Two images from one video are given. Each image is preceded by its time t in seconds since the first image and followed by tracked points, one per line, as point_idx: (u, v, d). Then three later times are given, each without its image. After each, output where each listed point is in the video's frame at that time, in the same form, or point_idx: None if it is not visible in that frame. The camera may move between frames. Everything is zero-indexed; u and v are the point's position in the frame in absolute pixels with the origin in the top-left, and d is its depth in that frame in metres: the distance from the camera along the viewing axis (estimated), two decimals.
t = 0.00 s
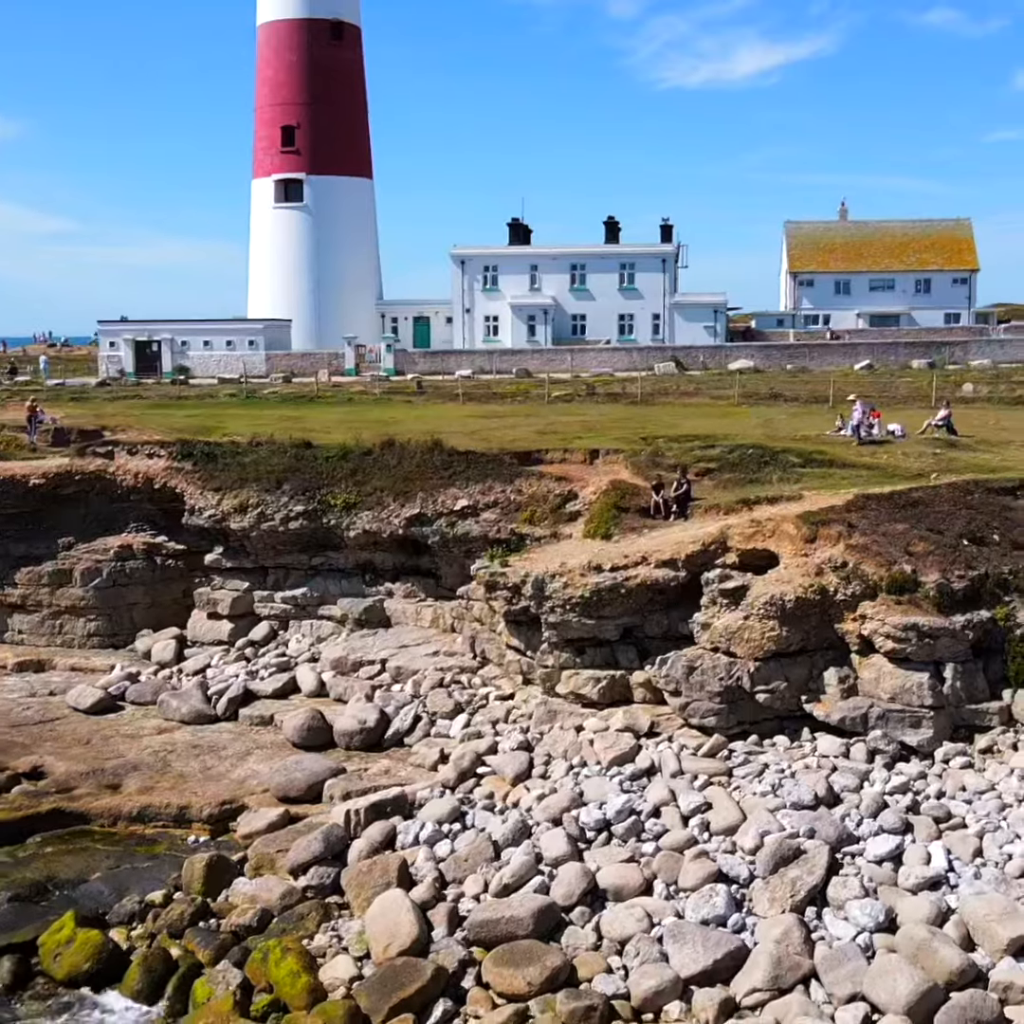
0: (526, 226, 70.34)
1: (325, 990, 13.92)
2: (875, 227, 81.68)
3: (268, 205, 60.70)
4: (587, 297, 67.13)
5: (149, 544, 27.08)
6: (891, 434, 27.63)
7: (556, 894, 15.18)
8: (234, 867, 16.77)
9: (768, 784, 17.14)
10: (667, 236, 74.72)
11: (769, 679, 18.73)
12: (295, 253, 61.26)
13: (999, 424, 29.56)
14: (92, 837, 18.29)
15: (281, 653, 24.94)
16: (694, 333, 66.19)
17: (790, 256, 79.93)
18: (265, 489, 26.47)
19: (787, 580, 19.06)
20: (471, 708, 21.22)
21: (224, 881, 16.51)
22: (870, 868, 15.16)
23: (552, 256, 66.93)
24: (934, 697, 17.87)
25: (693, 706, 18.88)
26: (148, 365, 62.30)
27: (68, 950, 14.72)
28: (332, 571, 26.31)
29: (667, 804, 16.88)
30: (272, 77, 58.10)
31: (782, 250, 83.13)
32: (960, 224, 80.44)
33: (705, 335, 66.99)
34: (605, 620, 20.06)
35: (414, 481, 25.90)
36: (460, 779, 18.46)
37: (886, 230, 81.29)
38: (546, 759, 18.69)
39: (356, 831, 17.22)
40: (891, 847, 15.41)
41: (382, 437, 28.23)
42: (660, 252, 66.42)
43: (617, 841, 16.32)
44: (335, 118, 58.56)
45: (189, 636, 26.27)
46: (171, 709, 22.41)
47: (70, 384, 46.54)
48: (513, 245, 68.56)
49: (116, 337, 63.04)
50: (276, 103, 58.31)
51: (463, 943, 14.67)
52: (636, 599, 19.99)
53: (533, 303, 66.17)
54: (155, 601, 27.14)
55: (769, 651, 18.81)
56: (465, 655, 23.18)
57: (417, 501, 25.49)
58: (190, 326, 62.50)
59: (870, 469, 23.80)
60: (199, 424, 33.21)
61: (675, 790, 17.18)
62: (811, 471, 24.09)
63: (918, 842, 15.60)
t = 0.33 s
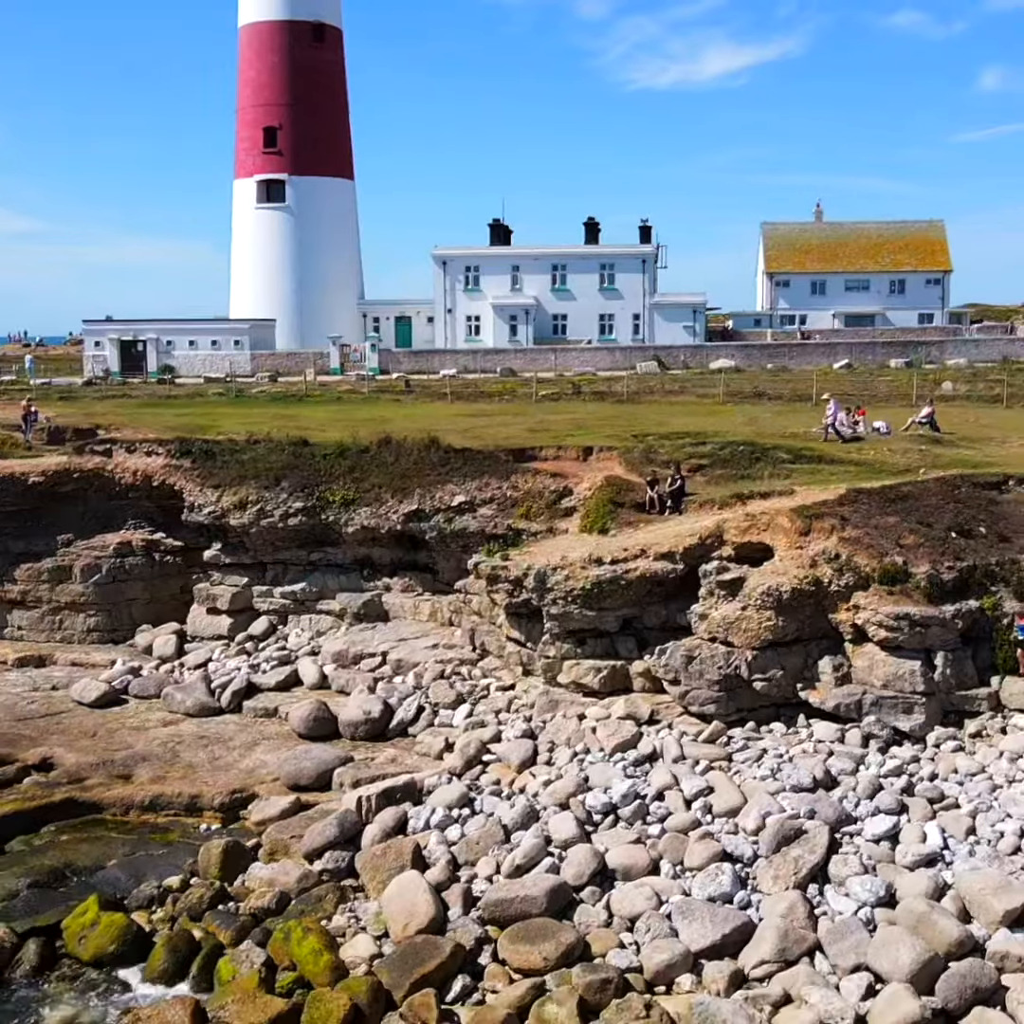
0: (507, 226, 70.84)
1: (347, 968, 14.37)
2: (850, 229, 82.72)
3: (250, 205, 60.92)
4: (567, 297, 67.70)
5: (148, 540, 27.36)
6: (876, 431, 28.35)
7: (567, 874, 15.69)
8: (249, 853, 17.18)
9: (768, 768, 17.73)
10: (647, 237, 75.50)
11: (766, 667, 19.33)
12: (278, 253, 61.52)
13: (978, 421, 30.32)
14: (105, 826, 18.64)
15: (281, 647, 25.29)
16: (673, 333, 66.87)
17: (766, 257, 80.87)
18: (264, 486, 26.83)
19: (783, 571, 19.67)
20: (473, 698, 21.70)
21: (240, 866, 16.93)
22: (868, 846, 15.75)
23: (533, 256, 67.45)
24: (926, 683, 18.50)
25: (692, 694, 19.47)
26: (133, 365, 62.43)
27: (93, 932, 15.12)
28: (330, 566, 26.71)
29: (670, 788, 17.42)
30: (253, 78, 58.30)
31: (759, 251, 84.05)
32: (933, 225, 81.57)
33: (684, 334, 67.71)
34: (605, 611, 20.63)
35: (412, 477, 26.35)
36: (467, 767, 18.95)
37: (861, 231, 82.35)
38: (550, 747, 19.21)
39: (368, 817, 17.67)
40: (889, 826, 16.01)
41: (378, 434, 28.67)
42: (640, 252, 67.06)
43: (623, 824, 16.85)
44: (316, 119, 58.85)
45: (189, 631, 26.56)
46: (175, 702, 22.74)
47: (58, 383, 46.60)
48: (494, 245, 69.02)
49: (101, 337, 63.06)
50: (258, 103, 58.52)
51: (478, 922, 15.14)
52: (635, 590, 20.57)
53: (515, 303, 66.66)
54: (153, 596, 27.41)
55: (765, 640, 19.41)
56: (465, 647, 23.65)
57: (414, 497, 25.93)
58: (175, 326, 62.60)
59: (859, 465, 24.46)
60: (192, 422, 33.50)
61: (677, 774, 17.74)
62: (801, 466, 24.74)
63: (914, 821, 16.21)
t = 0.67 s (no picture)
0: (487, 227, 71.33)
1: (366, 946, 14.83)
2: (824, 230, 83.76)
3: (232, 206, 61.12)
4: (548, 297, 68.24)
5: (147, 537, 27.66)
6: (861, 429, 29.09)
7: (575, 855, 16.22)
8: (262, 839, 17.62)
9: (765, 753, 18.34)
10: (626, 238, 76.29)
11: (762, 655, 19.94)
12: (260, 253, 61.74)
13: (958, 419, 31.09)
14: (117, 814, 18.99)
15: (280, 641, 25.67)
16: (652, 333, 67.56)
17: (742, 258, 81.79)
18: (263, 483, 27.21)
19: (777, 563, 20.30)
20: (473, 688, 22.18)
21: (254, 851, 17.36)
22: (865, 826, 16.36)
23: (514, 257, 67.95)
24: (916, 670, 19.17)
25: (690, 682, 20.06)
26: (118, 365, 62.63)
27: (116, 915, 15.51)
28: (328, 562, 27.11)
29: (672, 773, 17.99)
30: (234, 78, 58.50)
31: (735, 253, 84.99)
32: (906, 228, 82.76)
33: (663, 335, 68.39)
34: (604, 603, 21.21)
35: (408, 474, 26.83)
36: (472, 754, 19.45)
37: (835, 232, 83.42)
38: (553, 734, 19.74)
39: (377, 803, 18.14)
40: (884, 807, 16.63)
41: (373, 433, 29.13)
42: (619, 253, 67.69)
43: (627, 807, 17.40)
44: (298, 119, 59.13)
45: (188, 626, 26.89)
46: (179, 694, 23.09)
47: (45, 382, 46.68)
48: (475, 245, 69.50)
49: (86, 337, 63.21)
50: (239, 105, 58.75)
51: (490, 902, 15.62)
52: (633, 582, 21.14)
53: (496, 303, 67.14)
54: (152, 592, 27.71)
55: (761, 629, 20.01)
56: (463, 640, 24.15)
57: (411, 493, 26.39)
58: (160, 325, 62.95)
59: (846, 461, 25.16)
60: (187, 421, 33.82)
61: (678, 759, 18.31)
62: (790, 463, 25.41)
63: (907, 802, 16.84)
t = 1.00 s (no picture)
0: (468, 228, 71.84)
1: (382, 925, 15.32)
2: (799, 232, 84.80)
3: (214, 206, 61.29)
4: (528, 298, 68.80)
5: (144, 534, 27.96)
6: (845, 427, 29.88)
7: (581, 836, 16.76)
8: (273, 825, 18.06)
9: (761, 738, 18.97)
10: (604, 239, 77.07)
11: (756, 644, 20.59)
12: (242, 253, 61.98)
13: (937, 417, 31.91)
14: (128, 803, 19.38)
15: (279, 634, 26.07)
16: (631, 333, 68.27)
17: (719, 259, 82.68)
18: (260, 480, 27.60)
19: (770, 555, 20.96)
20: (473, 678, 22.70)
21: (266, 837, 17.82)
22: (858, 806, 17.00)
23: (494, 257, 68.45)
24: (904, 657, 19.85)
25: (685, 670, 20.67)
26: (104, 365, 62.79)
27: (136, 898, 15.93)
28: (324, 557, 27.52)
29: (671, 757, 18.58)
30: (216, 79, 58.72)
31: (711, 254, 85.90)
32: (879, 229, 83.96)
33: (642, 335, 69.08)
34: (602, 595, 21.79)
35: (404, 471, 27.32)
36: (475, 742, 19.97)
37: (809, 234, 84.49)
38: (553, 722, 20.29)
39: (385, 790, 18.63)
40: (876, 788, 17.28)
41: (368, 430, 29.60)
42: (598, 253, 68.33)
43: (629, 790, 17.97)
44: (279, 120, 59.41)
45: (187, 620, 27.24)
46: (182, 687, 23.44)
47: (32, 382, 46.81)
48: (455, 245, 69.99)
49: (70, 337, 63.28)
50: (221, 105, 58.95)
51: (500, 882, 16.14)
52: (629, 575, 21.75)
53: (477, 303, 67.62)
54: (149, 588, 28.03)
55: (755, 619, 20.66)
56: (461, 632, 24.65)
57: (407, 489, 26.88)
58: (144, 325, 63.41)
59: (832, 457, 25.89)
60: (179, 419, 34.13)
61: (677, 745, 18.90)
62: (778, 459, 26.09)
63: (899, 783, 17.50)
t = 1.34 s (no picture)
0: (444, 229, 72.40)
1: (398, 901, 15.94)
2: (770, 233, 85.99)
3: (192, 206, 61.53)
4: (504, 298, 69.45)
5: (141, 530, 28.41)
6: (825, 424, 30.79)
7: (586, 816, 17.45)
8: (284, 809, 18.63)
9: (754, 722, 19.75)
10: (579, 240, 77.99)
11: (747, 633, 21.37)
12: (220, 254, 62.26)
13: (912, 414, 32.91)
14: (140, 790, 19.87)
15: (277, 627, 26.58)
16: (606, 333, 69.07)
17: (691, 260, 83.75)
18: (257, 477, 28.10)
19: (759, 547, 21.77)
20: (471, 668, 23.35)
21: (278, 821, 18.39)
22: (849, 785, 17.80)
23: (472, 259, 69.03)
24: (889, 644, 20.70)
25: (679, 658, 21.47)
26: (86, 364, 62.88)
27: (158, 879, 16.46)
28: (320, 552, 28.07)
29: (669, 741, 19.31)
30: (193, 80, 58.97)
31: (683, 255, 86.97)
32: (847, 230, 85.34)
33: (617, 335, 69.90)
34: (597, 586, 22.50)
35: (398, 468, 27.92)
36: (477, 728, 20.62)
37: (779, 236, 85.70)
38: (553, 709, 20.98)
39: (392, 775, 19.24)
40: (866, 768, 18.09)
41: (362, 428, 30.18)
42: (574, 254, 69.08)
43: (629, 772, 18.68)
44: (256, 122, 59.70)
45: (184, 615, 27.70)
46: (185, 679, 23.93)
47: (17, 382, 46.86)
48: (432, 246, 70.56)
49: (52, 336, 63.34)
50: (199, 107, 59.20)
51: (509, 859, 16.79)
52: (623, 566, 22.49)
53: (454, 304, 68.20)
54: (146, 583, 28.46)
55: (746, 609, 21.43)
56: (457, 624, 25.30)
57: (402, 486, 27.49)
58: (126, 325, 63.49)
59: (814, 453, 26.77)
60: (171, 417, 34.53)
61: (673, 729, 19.63)
62: (762, 455, 26.94)
63: (887, 763, 18.32)
